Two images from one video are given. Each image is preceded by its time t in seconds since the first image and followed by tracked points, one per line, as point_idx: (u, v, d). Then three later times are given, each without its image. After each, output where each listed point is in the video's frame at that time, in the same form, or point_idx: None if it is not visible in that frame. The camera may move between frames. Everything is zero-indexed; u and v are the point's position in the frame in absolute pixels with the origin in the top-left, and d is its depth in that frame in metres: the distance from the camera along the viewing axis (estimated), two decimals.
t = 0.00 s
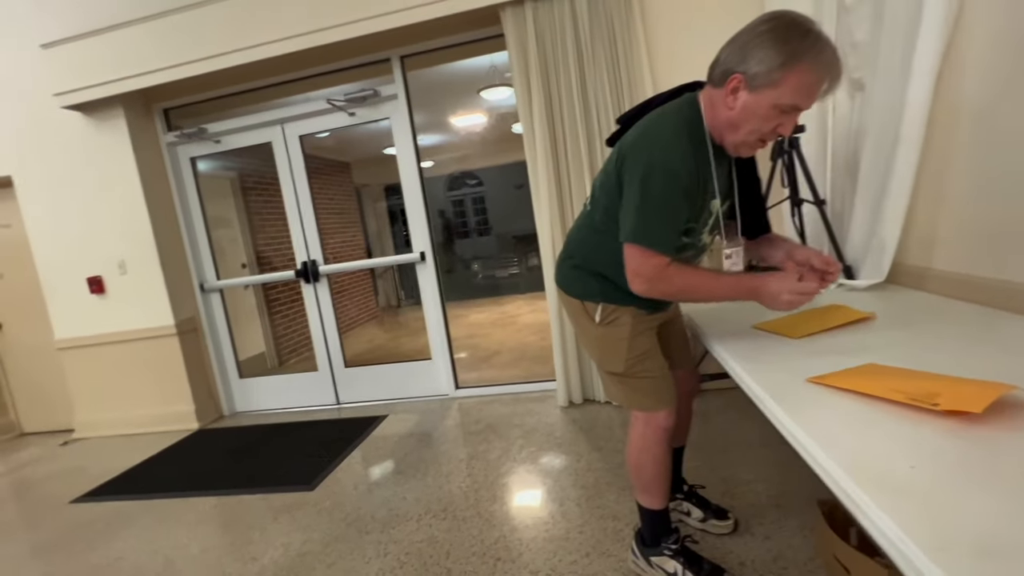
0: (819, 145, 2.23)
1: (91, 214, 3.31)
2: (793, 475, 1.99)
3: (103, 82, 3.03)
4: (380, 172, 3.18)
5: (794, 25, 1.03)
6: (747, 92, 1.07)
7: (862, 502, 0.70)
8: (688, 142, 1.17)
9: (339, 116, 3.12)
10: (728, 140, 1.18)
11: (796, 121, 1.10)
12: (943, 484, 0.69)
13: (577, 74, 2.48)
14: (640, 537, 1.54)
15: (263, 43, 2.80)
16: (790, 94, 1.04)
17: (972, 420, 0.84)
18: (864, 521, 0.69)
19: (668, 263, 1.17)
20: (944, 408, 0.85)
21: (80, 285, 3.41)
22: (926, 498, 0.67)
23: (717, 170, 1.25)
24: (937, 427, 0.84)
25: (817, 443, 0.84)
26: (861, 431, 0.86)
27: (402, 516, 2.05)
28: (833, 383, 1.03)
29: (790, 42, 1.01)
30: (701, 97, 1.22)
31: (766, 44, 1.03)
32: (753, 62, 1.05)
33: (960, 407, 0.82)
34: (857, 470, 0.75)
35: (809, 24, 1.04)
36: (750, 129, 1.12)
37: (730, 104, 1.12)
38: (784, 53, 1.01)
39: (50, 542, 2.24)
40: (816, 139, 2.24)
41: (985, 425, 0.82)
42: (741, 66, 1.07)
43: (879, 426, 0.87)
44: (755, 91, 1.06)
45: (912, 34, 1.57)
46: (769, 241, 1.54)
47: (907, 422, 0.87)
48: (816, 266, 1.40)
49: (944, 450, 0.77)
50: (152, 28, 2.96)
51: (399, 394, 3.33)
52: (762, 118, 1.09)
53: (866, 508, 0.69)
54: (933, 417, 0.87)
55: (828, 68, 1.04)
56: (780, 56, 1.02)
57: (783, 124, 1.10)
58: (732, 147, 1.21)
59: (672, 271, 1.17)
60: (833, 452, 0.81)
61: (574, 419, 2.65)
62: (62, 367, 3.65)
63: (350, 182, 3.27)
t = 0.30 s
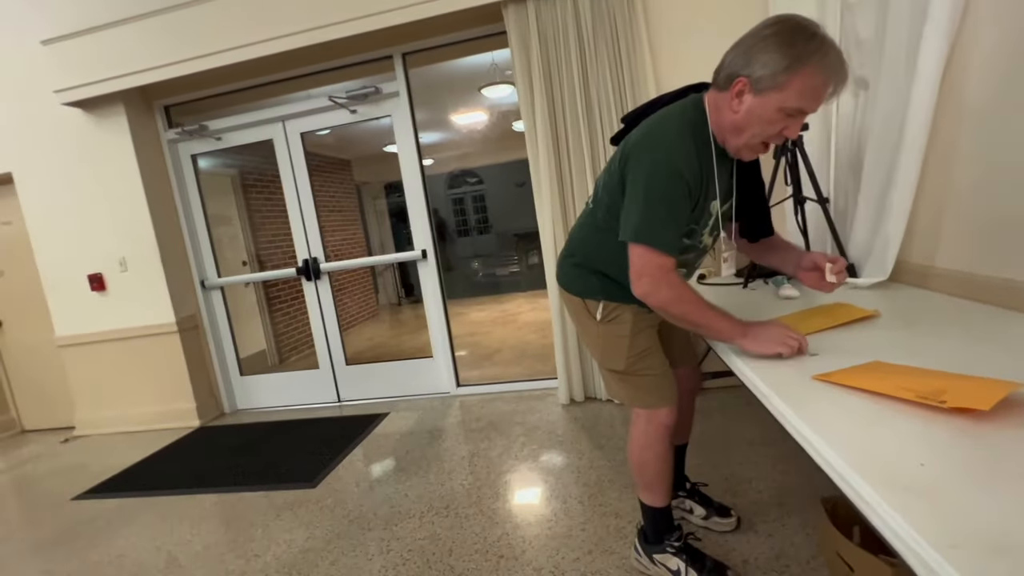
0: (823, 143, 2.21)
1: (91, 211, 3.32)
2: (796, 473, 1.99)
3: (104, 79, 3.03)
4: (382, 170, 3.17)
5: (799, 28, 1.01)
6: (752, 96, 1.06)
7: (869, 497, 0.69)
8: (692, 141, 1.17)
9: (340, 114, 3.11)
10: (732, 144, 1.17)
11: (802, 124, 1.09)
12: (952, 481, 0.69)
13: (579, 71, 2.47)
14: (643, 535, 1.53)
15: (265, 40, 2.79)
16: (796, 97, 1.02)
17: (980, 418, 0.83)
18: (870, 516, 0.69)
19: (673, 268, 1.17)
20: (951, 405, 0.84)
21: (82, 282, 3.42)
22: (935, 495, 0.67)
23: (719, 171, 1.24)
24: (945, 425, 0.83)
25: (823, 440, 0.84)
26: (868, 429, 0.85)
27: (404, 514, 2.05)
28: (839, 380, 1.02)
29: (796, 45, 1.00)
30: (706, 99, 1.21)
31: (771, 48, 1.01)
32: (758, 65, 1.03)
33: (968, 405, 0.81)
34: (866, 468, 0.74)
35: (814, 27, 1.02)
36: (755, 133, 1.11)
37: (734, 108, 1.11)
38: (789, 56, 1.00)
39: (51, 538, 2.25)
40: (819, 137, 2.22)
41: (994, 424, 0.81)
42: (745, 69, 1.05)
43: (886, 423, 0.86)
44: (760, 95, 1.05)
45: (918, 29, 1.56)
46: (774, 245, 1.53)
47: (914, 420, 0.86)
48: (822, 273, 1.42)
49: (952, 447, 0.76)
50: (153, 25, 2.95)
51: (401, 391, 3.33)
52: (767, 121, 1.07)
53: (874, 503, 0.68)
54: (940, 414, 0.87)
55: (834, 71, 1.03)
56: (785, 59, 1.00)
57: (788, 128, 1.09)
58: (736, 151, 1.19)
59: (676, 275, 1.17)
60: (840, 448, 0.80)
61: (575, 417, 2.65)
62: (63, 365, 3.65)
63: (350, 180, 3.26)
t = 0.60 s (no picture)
0: (813, 142, 2.23)
1: (80, 207, 3.28)
2: (785, 468, 2.01)
3: (92, 73, 2.99)
4: (374, 166, 3.15)
5: (797, 38, 1.02)
6: (750, 103, 1.06)
7: (856, 488, 0.71)
8: (686, 145, 1.18)
9: (333, 109, 3.09)
10: (728, 149, 1.18)
11: (797, 133, 1.10)
12: (936, 471, 0.70)
13: (572, 69, 2.47)
14: (634, 529, 1.55)
15: (255, 34, 2.77)
16: (793, 106, 1.03)
17: (965, 410, 0.85)
18: (857, 507, 0.70)
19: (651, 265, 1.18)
20: (936, 398, 0.85)
21: (70, 279, 3.38)
22: (920, 485, 0.68)
23: (712, 175, 1.25)
24: (930, 417, 0.85)
25: (811, 433, 0.85)
26: (855, 421, 0.87)
27: (397, 510, 2.06)
28: (827, 374, 1.04)
29: (794, 55, 1.01)
30: (703, 104, 1.21)
31: (771, 56, 1.02)
32: (757, 73, 1.04)
33: (951, 396, 0.83)
34: (852, 459, 0.76)
35: (812, 37, 1.03)
36: (751, 139, 1.11)
37: (732, 113, 1.11)
38: (787, 65, 1.01)
39: (41, 537, 2.23)
40: (810, 136, 2.24)
41: (978, 415, 0.83)
42: (745, 76, 1.06)
43: (873, 416, 0.88)
44: (758, 102, 1.05)
45: (906, 28, 1.58)
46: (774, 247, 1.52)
47: (900, 412, 0.88)
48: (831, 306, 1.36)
49: (937, 439, 0.78)
50: (141, 18, 2.92)
51: (393, 388, 3.33)
52: (764, 128, 1.08)
53: (860, 494, 0.70)
54: (925, 406, 0.88)
55: (831, 82, 1.04)
56: (784, 68, 1.01)
57: (784, 136, 1.10)
58: (732, 156, 1.20)
59: (654, 273, 1.17)
60: (827, 441, 0.82)
61: (568, 413, 2.66)
62: (52, 363, 3.62)
63: (344, 178, 3.26)
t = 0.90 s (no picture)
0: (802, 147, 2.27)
1: (66, 211, 3.24)
2: (775, 472, 2.02)
3: (79, 76, 2.96)
4: (366, 171, 3.15)
5: (805, 70, 1.06)
6: (757, 129, 1.09)
7: (840, 492, 0.71)
8: (690, 167, 1.19)
9: (324, 113, 3.08)
10: (728, 174, 1.20)
11: (796, 162, 1.13)
12: (919, 475, 0.71)
13: (563, 74, 2.48)
14: (624, 535, 1.55)
15: (245, 38, 2.76)
16: (799, 135, 1.06)
17: (949, 414, 0.86)
18: (841, 511, 0.71)
19: (665, 285, 1.18)
20: (920, 402, 0.87)
21: (55, 284, 3.33)
22: (902, 489, 0.69)
23: (710, 196, 1.27)
24: (914, 421, 0.86)
25: (797, 437, 0.86)
26: (841, 425, 0.88)
27: (387, 517, 2.04)
28: (814, 380, 1.05)
29: (804, 86, 1.04)
30: (705, 127, 1.22)
31: (781, 85, 1.05)
32: (767, 100, 1.06)
33: (935, 401, 0.84)
34: (837, 463, 0.77)
35: (818, 71, 1.07)
36: (754, 165, 1.13)
37: (738, 138, 1.13)
38: (798, 95, 1.04)
39: (24, 546, 2.19)
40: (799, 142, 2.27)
41: (962, 419, 0.84)
42: (754, 103, 1.08)
43: (858, 420, 0.89)
44: (766, 129, 1.08)
45: (891, 36, 1.61)
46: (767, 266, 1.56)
47: (885, 416, 0.89)
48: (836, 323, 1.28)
49: (920, 443, 0.79)
50: (130, 21, 2.90)
51: (384, 394, 3.31)
52: (768, 155, 1.10)
53: (844, 498, 0.70)
54: (910, 411, 0.89)
55: (833, 115, 1.08)
56: (794, 98, 1.04)
57: (784, 164, 1.13)
58: (730, 181, 1.22)
59: (670, 292, 1.18)
60: (813, 445, 0.83)
61: (560, 417, 2.66)
62: (36, 369, 3.55)
63: (337, 181, 3.23)
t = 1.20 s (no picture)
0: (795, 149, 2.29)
1: (57, 212, 3.21)
2: (768, 472, 2.04)
3: (69, 75, 2.94)
4: (360, 172, 3.14)
5: (809, 87, 1.11)
6: (762, 139, 1.13)
7: (829, 495, 0.72)
8: (696, 178, 1.20)
9: (318, 114, 3.07)
10: (729, 182, 1.23)
11: (793, 174, 1.18)
12: (907, 478, 0.72)
13: (558, 75, 2.49)
14: (617, 536, 1.55)
15: (239, 38, 2.75)
16: (801, 148, 1.11)
17: (938, 415, 0.87)
18: (829, 514, 0.72)
19: (669, 292, 1.19)
20: (909, 404, 0.88)
21: (45, 285, 3.29)
22: (890, 493, 0.70)
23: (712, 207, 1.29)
24: (903, 422, 0.87)
25: (787, 440, 0.87)
26: (830, 427, 0.89)
27: (380, 519, 2.03)
28: (805, 382, 1.06)
29: (808, 101, 1.09)
30: (707, 136, 1.26)
31: (787, 99, 1.10)
32: (772, 113, 1.11)
33: (924, 403, 0.85)
34: (826, 466, 0.78)
35: (819, 89, 1.13)
36: (755, 175, 1.18)
37: (742, 148, 1.17)
38: (802, 109, 1.09)
39: (15, 550, 2.16)
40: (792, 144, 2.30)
41: (951, 420, 0.85)
42: (759, 114, 1.12)
43: (848, 422, 0.90)
44: (771, 140, 1.12)
45: (881, 39, 1.63)
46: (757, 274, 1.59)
47: (874, 418, 0.90)
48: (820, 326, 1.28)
49: (908, 445, 0.80)
50: (121, 21, 2.87)
51: (377, 396, 3.30)
52: (770, 166, 1.15)
53: (832, 501, 0.71)
54: (900, 412, 0.90)
55: (831, 130, 1.14)
56: (798, 112, 1.09)
57: (782, 176, 1.18)
58: (729, 190, 1.26)
59: (673, 300, 1.19)
60: (803, 447, 0.83)
61: (554, 419, 2.67)
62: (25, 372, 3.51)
63: (332, 181, 3.23)
